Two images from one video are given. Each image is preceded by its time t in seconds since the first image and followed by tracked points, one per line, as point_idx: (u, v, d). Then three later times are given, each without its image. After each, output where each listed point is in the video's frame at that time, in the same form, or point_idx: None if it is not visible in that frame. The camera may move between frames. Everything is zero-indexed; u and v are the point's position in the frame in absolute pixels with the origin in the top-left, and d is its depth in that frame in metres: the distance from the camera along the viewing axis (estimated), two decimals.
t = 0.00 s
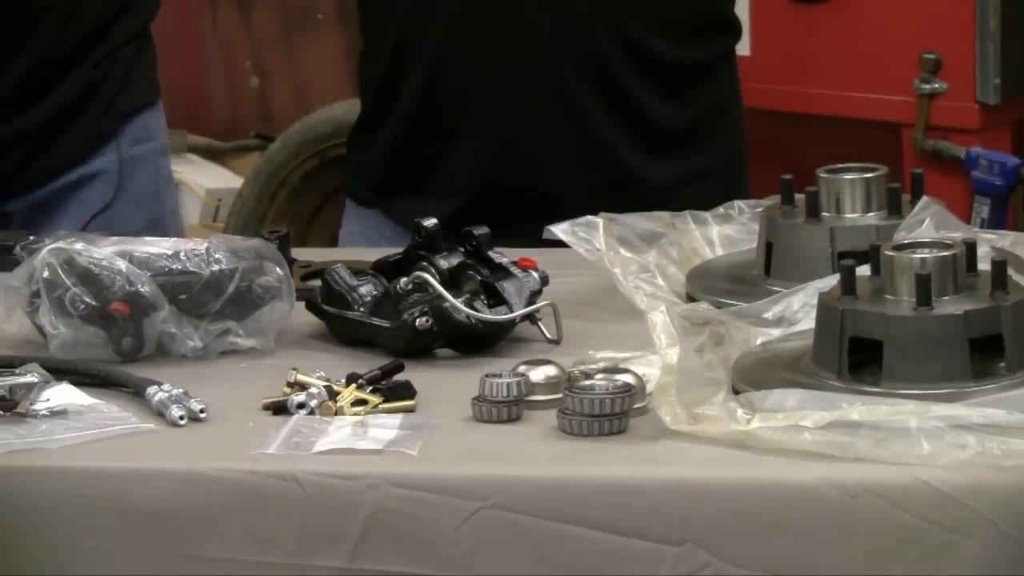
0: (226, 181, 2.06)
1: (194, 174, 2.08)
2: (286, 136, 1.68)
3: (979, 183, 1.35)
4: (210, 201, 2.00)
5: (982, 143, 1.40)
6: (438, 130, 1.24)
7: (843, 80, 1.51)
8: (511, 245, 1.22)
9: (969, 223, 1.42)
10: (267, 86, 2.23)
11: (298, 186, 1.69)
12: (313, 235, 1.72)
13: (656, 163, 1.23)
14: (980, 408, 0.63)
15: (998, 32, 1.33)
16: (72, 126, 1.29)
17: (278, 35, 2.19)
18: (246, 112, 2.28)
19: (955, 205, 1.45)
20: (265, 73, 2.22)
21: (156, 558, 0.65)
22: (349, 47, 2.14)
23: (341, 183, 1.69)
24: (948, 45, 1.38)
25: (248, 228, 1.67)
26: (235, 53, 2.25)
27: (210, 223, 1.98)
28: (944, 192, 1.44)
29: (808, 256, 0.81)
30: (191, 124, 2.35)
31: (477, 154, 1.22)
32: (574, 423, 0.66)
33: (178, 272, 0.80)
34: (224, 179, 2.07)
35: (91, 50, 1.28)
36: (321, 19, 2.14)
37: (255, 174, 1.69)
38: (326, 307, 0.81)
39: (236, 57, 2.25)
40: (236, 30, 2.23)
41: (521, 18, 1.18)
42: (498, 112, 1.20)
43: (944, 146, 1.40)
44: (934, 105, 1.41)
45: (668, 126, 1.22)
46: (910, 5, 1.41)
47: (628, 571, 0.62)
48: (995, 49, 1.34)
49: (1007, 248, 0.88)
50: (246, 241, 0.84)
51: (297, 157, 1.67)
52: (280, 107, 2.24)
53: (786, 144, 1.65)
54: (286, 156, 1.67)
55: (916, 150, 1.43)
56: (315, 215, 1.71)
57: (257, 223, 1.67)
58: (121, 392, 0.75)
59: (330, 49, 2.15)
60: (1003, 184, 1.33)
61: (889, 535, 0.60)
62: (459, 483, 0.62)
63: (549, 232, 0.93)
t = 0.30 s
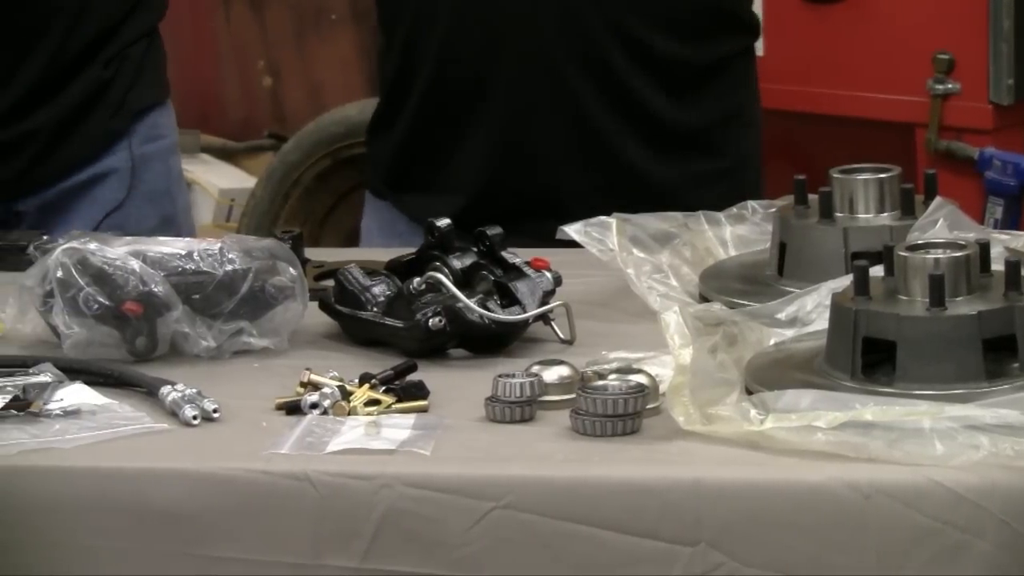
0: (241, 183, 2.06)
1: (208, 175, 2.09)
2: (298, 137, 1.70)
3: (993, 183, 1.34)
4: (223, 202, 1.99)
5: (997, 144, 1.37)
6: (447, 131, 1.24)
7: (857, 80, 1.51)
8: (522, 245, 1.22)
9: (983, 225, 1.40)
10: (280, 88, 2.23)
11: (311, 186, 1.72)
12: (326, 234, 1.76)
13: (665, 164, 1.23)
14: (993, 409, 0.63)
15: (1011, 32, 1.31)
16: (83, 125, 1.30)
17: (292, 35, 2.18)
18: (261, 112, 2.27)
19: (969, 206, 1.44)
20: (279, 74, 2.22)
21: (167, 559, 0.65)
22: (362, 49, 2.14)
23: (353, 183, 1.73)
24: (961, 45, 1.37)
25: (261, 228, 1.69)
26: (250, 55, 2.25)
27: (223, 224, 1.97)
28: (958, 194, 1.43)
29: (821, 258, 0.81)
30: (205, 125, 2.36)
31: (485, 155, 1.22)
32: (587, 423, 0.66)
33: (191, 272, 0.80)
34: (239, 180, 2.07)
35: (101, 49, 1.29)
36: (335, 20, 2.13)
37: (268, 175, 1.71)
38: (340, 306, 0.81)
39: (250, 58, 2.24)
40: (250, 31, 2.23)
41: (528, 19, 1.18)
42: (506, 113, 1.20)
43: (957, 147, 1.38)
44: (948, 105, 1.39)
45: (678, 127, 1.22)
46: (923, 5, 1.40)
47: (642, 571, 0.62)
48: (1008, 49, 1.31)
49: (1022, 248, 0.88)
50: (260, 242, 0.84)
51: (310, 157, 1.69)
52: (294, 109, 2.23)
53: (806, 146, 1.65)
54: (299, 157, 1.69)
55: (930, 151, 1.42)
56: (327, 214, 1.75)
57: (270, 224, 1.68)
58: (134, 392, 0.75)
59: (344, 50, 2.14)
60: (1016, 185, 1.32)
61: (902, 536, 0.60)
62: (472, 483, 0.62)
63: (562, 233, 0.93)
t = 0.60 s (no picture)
0: (252, 182, 2.07)
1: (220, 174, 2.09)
2: (310, 137, 1.74)
3: (1004, 183, 1.34)
4: (235, 201, 2.00)
5: (1009, 144, 1.36)
6: (458, 135, 1.24)
7: (869, 80, 1.51)
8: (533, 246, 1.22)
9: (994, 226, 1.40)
10: (291, 86, 2.23)
11: (323, 186, 1.75)
12: (338, 235, 1.78)
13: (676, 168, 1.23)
14: (1005, 409, 0.63)
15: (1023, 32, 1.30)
16: (88, 126, 1.30)
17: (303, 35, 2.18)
18: (271, 112, 2.28)
19: (981, 206, 1.43)
20: (290, 73, 2.22)
21: (178, 558, 0.65)
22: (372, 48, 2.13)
23: (365, 183, 1.77)
24: (973, 46, 1.37)
25: (272, 228, 1.72)
26: (260, 54, 2.24)
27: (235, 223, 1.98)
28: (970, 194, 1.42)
29: (832, 258, 0.81)
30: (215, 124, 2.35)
31: (496, 159, 1.22)
32: (599, 423, 0.66)
33: (203, 271, 0.80)
34: (250, 179, 2.07)
35: (108, 50, 1.29)
36: (346, 20, 2.13)
37: (279, 175, 1.75)
38: (351, 306, 0.81)
39: (261, 57, 2.24)
40: (261, 31, 2.23)
41: (539, 23, 1.18)
42: (518, 118, 1.20)
43: (968, 147, 1.38)
44: (960, 105, 1.39)
45: (689, 131, 1.22)
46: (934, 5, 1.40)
47: (653, 571, 0.62)
48: (1021, 49, 1.31)
49: None
50: (271, 241, 0.84)
51: (323, 156, 1.73)
52: (305, 109, 2.24)
53: (820, 146, 1.66)
54: (311, 156, 1.73)
55: (942, 151, 1.43)
56: (339, 214, 1.78)
57: (282, 224, 1.71)
58: (145, 391, 0.75)
59: (356, 50, 2.14)
60: None
61: (914, 536, 0.60)
62: (484, 483, 0.62)
63: (573, 232, 0.93)
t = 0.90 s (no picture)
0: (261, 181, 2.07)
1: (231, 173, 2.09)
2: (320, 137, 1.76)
3: (1013, 184, 1.33)
4: (245, 200, 2.01)
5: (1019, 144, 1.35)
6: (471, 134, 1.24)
7: (880, 80, 1.51)
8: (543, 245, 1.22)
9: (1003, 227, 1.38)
10: (301, 85, 2.23)
11: (332, 186, 1.76)
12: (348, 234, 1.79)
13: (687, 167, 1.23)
14: (1014, 409, 0.63)
15: None
16: (91, 127, 1.29)
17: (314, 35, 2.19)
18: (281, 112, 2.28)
19: (991, 207, 1.43)
20: (300, 72, 2.22)
21: (185, 558, 0.65)
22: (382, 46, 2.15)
23: (375, 183, 1.77)
24: (983, 45, 1.37)
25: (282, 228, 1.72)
26: (271, 53, 2.24)
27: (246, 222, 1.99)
28: (979, 194, 1.42)
29: (842, 258, 0.81)
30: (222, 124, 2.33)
31: (507, 158, 1.23)
32: (608, 423, 0.66)
33: (212, 271, 0.80)
34: (260, 178, 2.07)
35: (115, 51, 1.29)
36: (356, 19, 2.14)
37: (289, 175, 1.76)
38: (361, 306, 0.81)
39: (272, 55, 2.24)
40: (273, 29, 2.22)
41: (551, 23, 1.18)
42: (529, 117, 1.21)
43: (978, 147, 1.38)
44: (969, 105, 1.39)
45: (700, 131, 1.22)
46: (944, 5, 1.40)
47: (662, 571, 0.62)
48: None
49: None
50: (281, 241, 0.85)
51: (333, 156, 1.74)
52: (315, 108, 2.24)
53: (831, 146, 1.66)
54: (321, 156, 1.74)
55: (952, 151, 1.42)
56: (350, 213, 1.78)
57: (291, 224, 1.72)
58: (154, 391, 0.75)
59: (366, 48, 2.15)
60: None
61: (924, 536, 0.60)
62: (493, 482, 0.62)
63: (583, 232, 0.93)
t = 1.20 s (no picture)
0: (271, 181, 2.07)
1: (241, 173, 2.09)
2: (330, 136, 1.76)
3: None
4: (255, 200, 2.01)
5: None
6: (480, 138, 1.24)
7: (890, 80, 1.51)
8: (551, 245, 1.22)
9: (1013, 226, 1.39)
10: (310, 85, 2.23)
11: (342, 186, 1.77)
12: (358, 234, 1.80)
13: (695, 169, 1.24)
14: None
15: None
16: (97, 128, 1.29)
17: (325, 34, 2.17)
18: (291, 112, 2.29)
19: (1001, 207, 1.43)
20: (310, 72, 2.22)
21: (194, 557, 0.65)
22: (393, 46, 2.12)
23: (385, 182, 1.78)
24: (994, 45, 1.37)
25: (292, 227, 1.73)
26: (281, 52, 2.25)
27: (256, 223, 1.99)
28: (988, 194, 1.42)
29: (851, 258, 0.81)
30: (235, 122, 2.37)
31: (516, 162, 1.23)
32: (618, 423, 0.66)
33: (223, 271, 0.80)
34: (270, 178, 2.08)
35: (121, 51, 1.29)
36: (366, 19, 2.12)
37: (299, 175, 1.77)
38: (371, 306, 0.81)
39: (282, 55, 2.24)
40: (282, 29, 2.23)
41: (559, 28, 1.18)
42: (538, 121, 1.21)
43: (988, 146, 1.38)
44: (980, 105, 1.39)
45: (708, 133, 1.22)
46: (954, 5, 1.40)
47: (672, 571, 0.62)
48: None
49: None
50: (291, 241, 0.85)
51: (342, 156, 1.74)
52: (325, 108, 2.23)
53: (840, 145, 1.66)
54: (331, 156, 1.75)
55: (961, 151, 1.42)
56: (360, 214, 1.79)
57: (301, 223, 1.73)
58: (164, 391, 0.75)
59: (375, 48, 2.13)
60: None
61: (934, 536, 0.60)
62: (503, 483, 0.62)
63: (593, 232, 0.93)
